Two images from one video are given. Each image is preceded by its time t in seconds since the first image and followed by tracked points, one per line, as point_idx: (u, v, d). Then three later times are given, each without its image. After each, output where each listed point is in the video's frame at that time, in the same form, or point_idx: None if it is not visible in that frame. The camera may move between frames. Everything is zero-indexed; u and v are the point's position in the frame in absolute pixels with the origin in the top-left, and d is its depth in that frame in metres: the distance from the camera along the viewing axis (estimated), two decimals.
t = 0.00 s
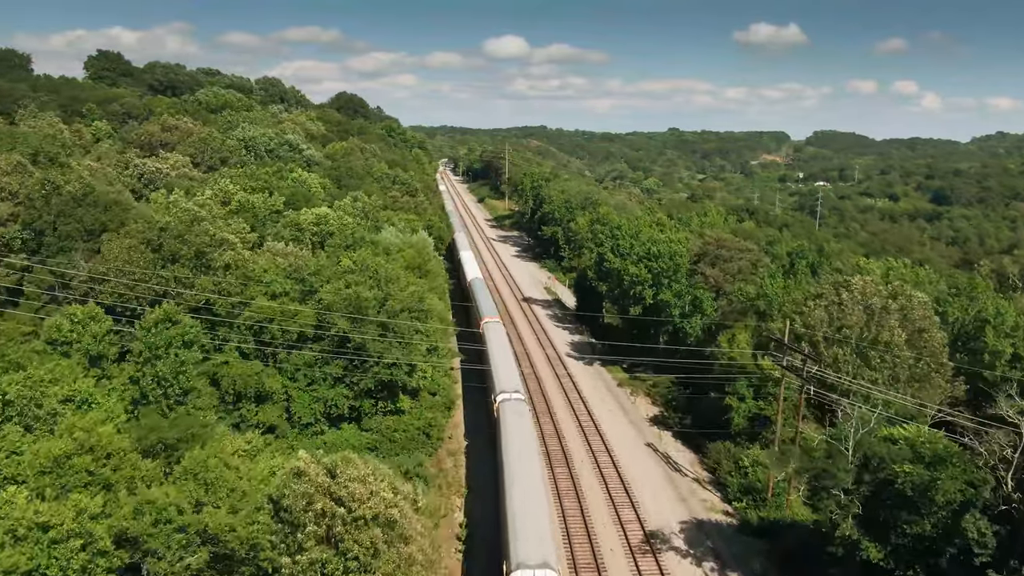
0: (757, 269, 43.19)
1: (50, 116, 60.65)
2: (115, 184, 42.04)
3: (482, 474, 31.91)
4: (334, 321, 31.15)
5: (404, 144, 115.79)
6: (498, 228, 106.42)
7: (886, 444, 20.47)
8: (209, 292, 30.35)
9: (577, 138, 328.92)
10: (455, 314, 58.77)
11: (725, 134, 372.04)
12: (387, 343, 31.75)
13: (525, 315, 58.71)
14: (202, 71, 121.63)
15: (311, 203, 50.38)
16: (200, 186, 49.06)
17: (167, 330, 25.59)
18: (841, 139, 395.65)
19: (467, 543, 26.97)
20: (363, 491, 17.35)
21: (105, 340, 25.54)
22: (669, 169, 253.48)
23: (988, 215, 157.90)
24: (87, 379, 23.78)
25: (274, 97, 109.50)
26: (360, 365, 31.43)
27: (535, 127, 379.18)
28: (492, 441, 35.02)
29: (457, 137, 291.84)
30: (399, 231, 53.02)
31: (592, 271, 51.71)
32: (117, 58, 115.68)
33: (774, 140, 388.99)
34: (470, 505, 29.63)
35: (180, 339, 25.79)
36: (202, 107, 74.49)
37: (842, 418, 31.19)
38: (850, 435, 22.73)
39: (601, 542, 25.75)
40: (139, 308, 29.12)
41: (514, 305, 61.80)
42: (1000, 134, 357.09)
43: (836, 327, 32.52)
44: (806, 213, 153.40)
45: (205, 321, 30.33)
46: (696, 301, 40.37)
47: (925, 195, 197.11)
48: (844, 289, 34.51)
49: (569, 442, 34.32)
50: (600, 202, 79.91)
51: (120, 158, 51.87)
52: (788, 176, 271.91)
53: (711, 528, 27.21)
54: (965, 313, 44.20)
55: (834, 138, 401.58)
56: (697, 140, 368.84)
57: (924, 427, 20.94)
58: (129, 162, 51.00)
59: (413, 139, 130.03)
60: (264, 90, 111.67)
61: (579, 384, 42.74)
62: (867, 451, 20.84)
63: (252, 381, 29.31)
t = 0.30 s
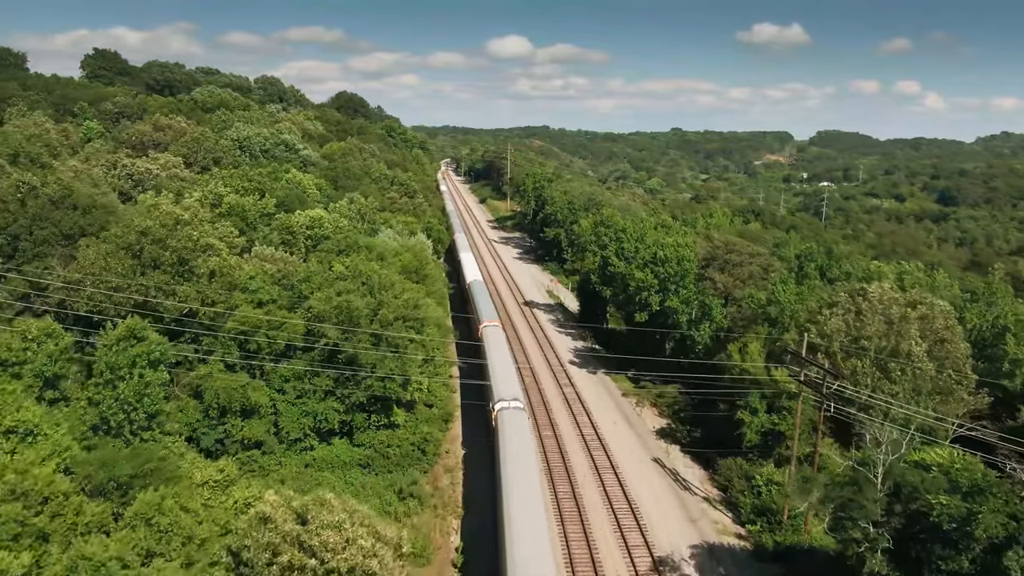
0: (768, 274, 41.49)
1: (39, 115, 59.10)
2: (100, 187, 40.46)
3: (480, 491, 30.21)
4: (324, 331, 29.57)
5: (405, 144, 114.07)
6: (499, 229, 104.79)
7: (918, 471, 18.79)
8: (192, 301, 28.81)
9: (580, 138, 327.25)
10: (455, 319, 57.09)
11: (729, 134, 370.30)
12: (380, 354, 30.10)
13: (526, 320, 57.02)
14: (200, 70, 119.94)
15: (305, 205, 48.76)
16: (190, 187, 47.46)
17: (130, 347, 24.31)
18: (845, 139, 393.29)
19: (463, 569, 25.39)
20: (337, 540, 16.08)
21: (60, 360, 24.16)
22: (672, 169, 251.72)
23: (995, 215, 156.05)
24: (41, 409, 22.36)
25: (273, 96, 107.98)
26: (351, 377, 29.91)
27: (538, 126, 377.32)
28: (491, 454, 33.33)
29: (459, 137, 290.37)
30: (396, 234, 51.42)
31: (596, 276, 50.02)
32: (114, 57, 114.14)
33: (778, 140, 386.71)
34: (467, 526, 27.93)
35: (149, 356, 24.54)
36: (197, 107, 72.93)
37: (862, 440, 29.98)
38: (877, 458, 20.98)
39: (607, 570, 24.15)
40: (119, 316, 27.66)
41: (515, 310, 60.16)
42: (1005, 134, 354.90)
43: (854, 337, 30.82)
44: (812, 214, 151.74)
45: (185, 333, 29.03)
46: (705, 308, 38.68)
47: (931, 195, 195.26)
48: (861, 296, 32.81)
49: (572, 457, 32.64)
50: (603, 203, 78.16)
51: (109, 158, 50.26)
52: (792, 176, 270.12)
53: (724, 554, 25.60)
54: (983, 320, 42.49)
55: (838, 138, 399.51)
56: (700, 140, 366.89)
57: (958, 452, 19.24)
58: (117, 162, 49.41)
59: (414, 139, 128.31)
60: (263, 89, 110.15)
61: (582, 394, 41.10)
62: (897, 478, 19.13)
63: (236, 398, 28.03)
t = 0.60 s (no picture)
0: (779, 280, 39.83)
1: (27, 114, 57.56)
2: (83, 190, 38.88)
3: (479, 510, 28.51)
4: (312, 341, 27.96)
5: (405, 144, 112.41)
6: (501, 230, 103.17)
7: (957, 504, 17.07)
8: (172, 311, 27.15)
9: (583, 138, 325.39)
10: (454, 324, 55.40)
11: (732, 134, 368.23)
12: (372, 367, 28.45)
13: (528, 325, 55.33)
14: (198, 69, 118.34)
15: (299, 208, 47.21)
16: (179, 189, 45.89)
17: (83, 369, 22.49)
18: (849, 139, 391.04)
19: None
20: None
21: (8, 382, 22.51)
22: (675, 169, 250.01)
23: (1003, 216, 154.12)
24: None
25: (272, 96, 106.48)
26: (342, 391, 28.29)
27: (541, 126, 375.63)
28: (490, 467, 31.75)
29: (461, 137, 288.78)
30: (393, 237, 49.81)
31: (600, 280, 48.34)
32: (111, 56, 112.61)
33: (781, 140, 384.94)
34: (464, 550, 26.21)
35: (107, 378, 22.75)
36: (192, 106, 71.40)
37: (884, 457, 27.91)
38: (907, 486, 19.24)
39: None
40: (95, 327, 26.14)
41: (516, 314, 58.53)
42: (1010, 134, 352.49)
43: (873, 348, 29.08)
44: (817, 215, 149.97)
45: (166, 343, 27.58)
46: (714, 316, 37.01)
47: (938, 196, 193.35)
48: (880, 304, 31.10)
49: (575, 473, 30.94)
50: (607, 205, 76.48)
51: (96, 159, 48.67)
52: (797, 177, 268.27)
53: None
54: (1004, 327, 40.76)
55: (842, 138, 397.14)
56: (703, 140, 364.77)
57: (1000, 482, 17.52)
58: (105, 163, 47.85)
59: (415, 139, 126.64)
60: (262, 88, 108.63)
61: (585, 404, 39.40)
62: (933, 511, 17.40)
63: (213, 417, 26.39)
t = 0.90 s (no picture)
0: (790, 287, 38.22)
1: (15, 114, 56.00)
2: (65, 192, 37.31)
3: (475, 530, 26.85)
4: (300, 354, 26.41)
5: (405, 144, 110.89)
6: (502, 232, 101.52)
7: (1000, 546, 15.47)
8: (151, 323, 25.52)
9: (585, 138, 323.89)
10: (453, 329, 53.78)
11: (735, 134, 366.58)
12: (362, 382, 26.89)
13: (529, 330, 53.70)
14: (196, 68, 116.77)
15: (292, 211, 45.60)
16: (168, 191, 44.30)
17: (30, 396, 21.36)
18: (852, 139, 389.13)
19: None
20: None
21: None
22: (678, 169, 248.25)
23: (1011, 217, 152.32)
24: None
25: (270, 96, 104.89)
26: (332, 407, 26.76)
27: (543, 126, 373.88)
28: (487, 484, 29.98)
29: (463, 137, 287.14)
30: (390, 240, 48.19)
31: (604, 285, 46.72)
32: (108, 55, 111.04)
33: (785, 140, 382.89)
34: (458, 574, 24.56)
35: (57, 406, 21.56)
36: (187, 106, 69.81)
37: (904, 479, 26.28)
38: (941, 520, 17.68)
39: None
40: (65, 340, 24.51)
41: (517, 319, 56.94)
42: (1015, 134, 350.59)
43: (893, 362, 27.40)
44: (823, 216, 148.25)
45: (144, 356, 25.84)
46: (723, 325, 35.41)
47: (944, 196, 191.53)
48: (901, 314, 29.45)
49: (577, 491, 29.30)
50: (611, 206, 74.83)
51: (84, 160, 47.12)
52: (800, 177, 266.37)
53: None
54: None
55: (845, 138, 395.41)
56: (706, 139, 363.26)
57: None
58: (92, 164, 46.28)
59: (415, 139, 125.07)
60: (260, 88, 107.04)
61: (587, 415, 37.77)
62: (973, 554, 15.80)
63: (193, 435, 24.87)
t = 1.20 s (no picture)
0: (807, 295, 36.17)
1: None
2: (41, 196, 35.47)
3: (470, 560, 24.94)
4: (282, 371, 24.49)
5: (405, 145, 109.07)
6: (503, 234, 99.62)
7: None
8: (122, 337, 23.73)
9: (588, 138, 321.68)
10: (452, 336, 51.81)
11: (738, 134, 364.31)
12: (351, 400, 24.94)
13: (530, 337, 51.70)
14: (193, 66, 114.81)
15: (283, 214, 43.75)
16: (152, 194, 42.47)
17: None
18: (856, 139, 386.32)
19: None
20: None
21: None
22: (682, 170, 246.20)
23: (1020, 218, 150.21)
24: None
25: (268, 95, 103.13)
26: (317, 428, 24.89)
27: (546, 126, 371.96)
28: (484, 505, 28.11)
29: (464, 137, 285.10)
30: (386, 245, 46.32)
31: (608, 292, 44.80)
32: (103, 53, 109.13)
33: (789, 140, 380.93)
34: None
35: None
36: (179, 105, 68.02)
37: (932, 506, 24.31)
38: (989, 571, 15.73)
39: None
40: (28, 357, 23.04)
41: (518, 325, 55.06)
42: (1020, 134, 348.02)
43: (922, 379, 25.33)
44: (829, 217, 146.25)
45: (116, 371, 24.41)
46: (736, 336, 33.49)
47: (951, 197, 189.37)
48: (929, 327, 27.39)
49: (581, 515, 27.39)
50: (614, 208, 72.87)
51: (66, 161, 45.31)
52: (805, 177, 264.32)
53: None
54: None
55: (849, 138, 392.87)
56: (709, 139, 360.76)
57: None
58: (75, 165, 44.43)
59: (415, 139, 123.17)
60: (258, 87, 105.22)
61: (591, 429, 35.86)
62: None
63: (165, 458, 23.07)
